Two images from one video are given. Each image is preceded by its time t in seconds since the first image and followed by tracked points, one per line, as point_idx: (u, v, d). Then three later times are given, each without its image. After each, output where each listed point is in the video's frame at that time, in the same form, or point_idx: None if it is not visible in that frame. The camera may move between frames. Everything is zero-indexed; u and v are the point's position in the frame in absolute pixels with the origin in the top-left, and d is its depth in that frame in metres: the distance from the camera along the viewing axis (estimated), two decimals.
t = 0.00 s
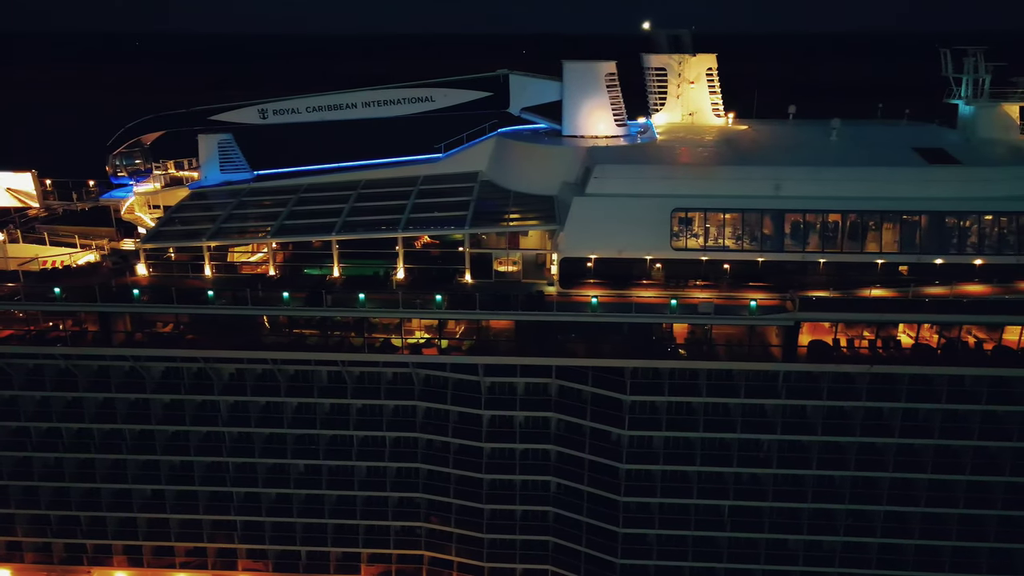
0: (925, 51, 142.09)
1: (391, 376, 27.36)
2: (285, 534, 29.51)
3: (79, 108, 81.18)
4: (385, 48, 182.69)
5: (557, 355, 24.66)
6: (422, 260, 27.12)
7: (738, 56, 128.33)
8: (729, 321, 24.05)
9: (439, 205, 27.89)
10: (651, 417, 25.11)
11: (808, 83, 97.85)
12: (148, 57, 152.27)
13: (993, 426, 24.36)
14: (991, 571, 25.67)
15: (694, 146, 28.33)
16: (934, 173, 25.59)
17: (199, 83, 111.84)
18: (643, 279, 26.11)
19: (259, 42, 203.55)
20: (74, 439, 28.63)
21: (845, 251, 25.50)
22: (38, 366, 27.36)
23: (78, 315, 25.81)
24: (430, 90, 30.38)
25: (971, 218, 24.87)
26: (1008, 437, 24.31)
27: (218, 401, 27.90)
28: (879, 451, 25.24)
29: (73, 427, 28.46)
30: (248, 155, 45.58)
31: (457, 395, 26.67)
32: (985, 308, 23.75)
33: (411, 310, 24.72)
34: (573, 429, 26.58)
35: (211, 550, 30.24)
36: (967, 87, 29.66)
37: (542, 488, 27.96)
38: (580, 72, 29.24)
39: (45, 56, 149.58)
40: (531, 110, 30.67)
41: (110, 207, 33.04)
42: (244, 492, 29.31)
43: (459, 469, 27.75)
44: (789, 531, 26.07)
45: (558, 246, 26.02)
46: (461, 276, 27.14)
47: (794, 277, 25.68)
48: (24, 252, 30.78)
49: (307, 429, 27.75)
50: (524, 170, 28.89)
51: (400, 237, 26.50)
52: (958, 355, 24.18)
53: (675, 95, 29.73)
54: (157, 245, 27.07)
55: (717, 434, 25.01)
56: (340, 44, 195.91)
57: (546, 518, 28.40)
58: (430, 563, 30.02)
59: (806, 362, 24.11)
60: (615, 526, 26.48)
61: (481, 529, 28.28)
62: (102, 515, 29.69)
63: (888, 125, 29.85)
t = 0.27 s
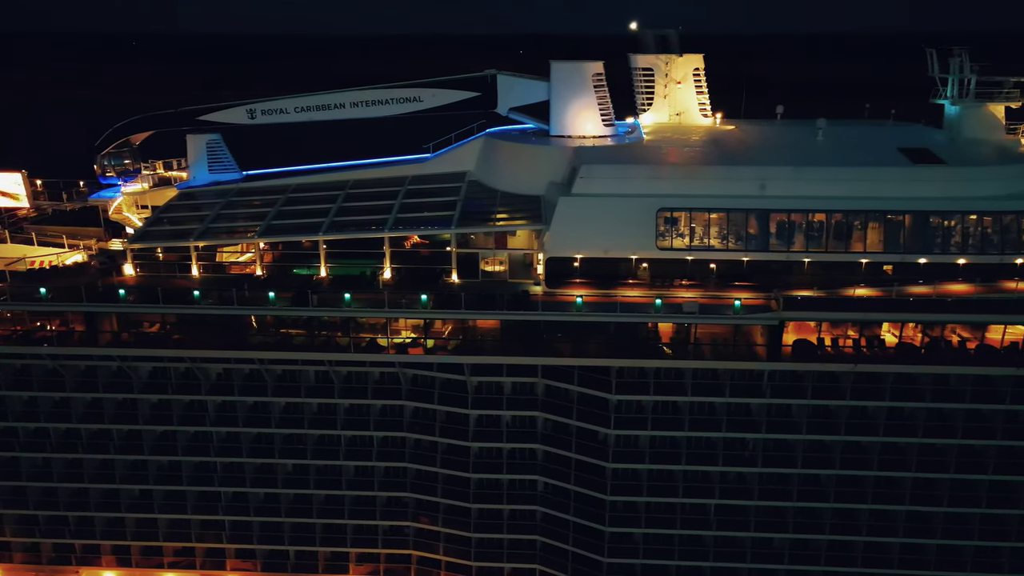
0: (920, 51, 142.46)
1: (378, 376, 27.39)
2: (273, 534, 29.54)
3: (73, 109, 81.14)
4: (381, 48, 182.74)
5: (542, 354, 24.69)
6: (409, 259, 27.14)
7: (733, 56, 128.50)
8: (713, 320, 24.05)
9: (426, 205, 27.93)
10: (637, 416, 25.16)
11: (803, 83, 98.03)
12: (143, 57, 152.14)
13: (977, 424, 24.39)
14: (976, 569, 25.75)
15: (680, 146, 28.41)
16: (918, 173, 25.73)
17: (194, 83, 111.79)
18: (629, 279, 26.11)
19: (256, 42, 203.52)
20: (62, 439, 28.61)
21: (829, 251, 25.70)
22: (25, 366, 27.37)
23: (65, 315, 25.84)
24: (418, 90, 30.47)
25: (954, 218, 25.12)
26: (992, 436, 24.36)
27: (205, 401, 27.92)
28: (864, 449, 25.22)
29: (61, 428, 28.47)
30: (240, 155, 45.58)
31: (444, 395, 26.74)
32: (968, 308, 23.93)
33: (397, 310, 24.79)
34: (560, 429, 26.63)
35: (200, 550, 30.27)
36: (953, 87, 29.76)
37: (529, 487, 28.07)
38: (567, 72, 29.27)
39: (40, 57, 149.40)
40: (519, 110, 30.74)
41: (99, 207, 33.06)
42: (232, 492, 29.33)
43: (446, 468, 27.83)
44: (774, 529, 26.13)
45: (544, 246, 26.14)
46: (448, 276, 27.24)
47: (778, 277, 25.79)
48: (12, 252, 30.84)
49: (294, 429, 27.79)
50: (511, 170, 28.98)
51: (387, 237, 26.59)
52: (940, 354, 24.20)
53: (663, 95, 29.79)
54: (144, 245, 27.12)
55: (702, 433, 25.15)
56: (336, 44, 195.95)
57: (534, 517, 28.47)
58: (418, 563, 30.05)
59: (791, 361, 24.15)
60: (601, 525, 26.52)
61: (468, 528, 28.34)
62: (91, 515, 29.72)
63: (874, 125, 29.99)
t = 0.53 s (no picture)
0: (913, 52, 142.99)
1: (365, 375, 27.44)
2: (261, 534, 29.56)
3: (65, 109, 80.91)
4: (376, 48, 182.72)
5: (528, 354, 24.75)
6: (396, 260, 27.20)
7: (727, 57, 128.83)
8: (698, 320, 24.19)
9: (414, 205, 27.98)
10: (623, 415, 25.27)
11: (796, 84, 98.31)
12: (138, 57, 151.86)
13: (959, 423, 24.60)
14: (959, 566, 26.04)
15: (667, 146, 28.51)
16: (902, 173, 25.88)
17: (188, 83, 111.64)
18: (615, 279, 26.25)
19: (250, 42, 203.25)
20: (49, 440, 28.57)
21: (815, 250, 25.77)
22: (12, 367, 27.36)
23: (51, 316, 25.83)
24: (406, 90, 30.45)
25: (938, 218, 25.33)
26: (975, 434, 24.54)
27: (193, 401, 27.92)
28: (849, 448, 25.32)
29: (48, 428, 28.45)
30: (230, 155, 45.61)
31: (431, 395, 26.81)
32: (953, 307, 24.03)
33: (383, 310, 24.90)
34: (547, 428, 26.69)
35: (188, 550, 30.28)
36: (938, 87, 29.90)
37: (517, 487, 28.19)
38: (554, 72, 29.32)
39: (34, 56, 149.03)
40: (507, 110, 30.81)
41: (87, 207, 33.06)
42: (220, 492, 29.34)
43: (434, 468, 27.89)
44: (760, 528, 26.25)
45: (530, 246, 26.17)
46: (435, 276, 27.21)
47: (763, 277, 25.82)
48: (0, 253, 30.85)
49: (282, 429, 27.82)
50: (499, 170, 29.05)
51: (375, 237, 26.63)
52: (924, 354, 24.32)
53: (649, 95, 29.92)
54: (132, 245, 27.16)
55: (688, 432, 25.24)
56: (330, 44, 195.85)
57: (521, 516, 28.55)
58: (406, 562, 30.06)
59: (776, 360, 24.33)
60: (588, 524, 26.60)
61: (456, 527, 28.41)
62: (79, 515, 29.70)
63: (859, 125, 30.04)
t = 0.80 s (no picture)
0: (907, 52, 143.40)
1: (352, 376, 27.47)
2: (250, 534, 29.56)
3: (57, 109, 80.63)
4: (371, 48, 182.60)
5: (514, 354, 24.73)
6: (383, 259, 27.20)
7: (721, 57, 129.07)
8: (683, 319, 24.25)
9: (401, 205, 28.02)
10: (609, 415, 25.37)
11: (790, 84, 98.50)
12: (132, 57, 151.60)
13: (944, 422, 24.71)
14: (944, 565, 26.18)
15: (654, 146, 28.59)
16: (887, 173, 25.99)
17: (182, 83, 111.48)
18: (601, 279, 26.26)
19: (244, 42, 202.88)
20: (36, 440, 28.54)
21: (800, 250, 25.83)
22: None
23: (37, 316, 25.83)
24: (394, 91, 30.46)
25: (922, 218, 25.45)
26: (959, 433, 24.65)
27: (180, 402, 27.92)
28: (834, 447, 25.49)
29: (36, 429, 28.43)
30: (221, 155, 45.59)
31: (418, 395, 26.86)
32: (936, 306, 24.22)
33: (369, 310, 24.97)
34: (533, 428, 26.73)
35: (176, 551, 30.28)
36: (925, 87, 30.01)
37: (504, 487, 28.27)
38: (541, 72, 29.36)
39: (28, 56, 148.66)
40: (495, 110, 30.84)
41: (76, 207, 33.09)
42: (208, 492, 29.35)
43: (421, 468, 27.93)
44: (747, 527, 26.32)
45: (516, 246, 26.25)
46: (422, 276, 27.30)
47: (748, 277, 25.87)
48: None
49: (269, 429, 27.82)
50: (486, 170, 29.09)
51: (361, 237, 26.67)
52: (909, 353, 24.43)
53: (637, 95, 29.95)
54: (119, 245, 27.20)
55: (674, 431, 25.30)
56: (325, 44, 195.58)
57: (509, 516, 28.60)
58: (395, 562, 30.05)
59: (762, 359, 24.35)
60: (575, 524, 26.66)
61: (443, 527, 28.45)
62: (67, 515, 29.68)
63: (846, 125, 30.13)
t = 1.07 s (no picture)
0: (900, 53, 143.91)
1: (340, 375, 27.51)
2: (238, 534, 29.56)
3: (49, 109, 80.42)
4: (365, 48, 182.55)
5: (500, 353, 24.77)
6: (371, 259, 27.23)
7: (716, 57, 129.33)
8: (669, 319, 24.29)
9: (389, 205, 28.06)
10: (596, 414, 25.45)
11: (783, 84, 98.72)
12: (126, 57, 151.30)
13: (928, 420, 24.83)
14: (929, 563, 26.28)
15: (641, 146, 28.67)
16: (872, 173, 26.08)
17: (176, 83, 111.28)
18: (588, 279, 26.39)
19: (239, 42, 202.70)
20: (24, 440, 28.50)
21: (786, 249, 25.91)
22: None
23: (23, 316, 25.80)
24: (383, 91, 30.49)
25: (907, 217, 25.51)
26: (944, 432, 24.79)
27: (168, 402, 27.92)
28: (819, 446, 25.63)
29: (23, 429, 28.39)
30: (212, 155, 45.62)
31: (405, 394, 26.90)
32: (920, 306, 24.35)
33: (355, 310, 25.14)
34: (521, 428, 26.79)
35: (165, 551, 30.26)
36: (911, 87, 30.15)
37: (492, 486, 28.35)
38: (529, 72, 29.49)
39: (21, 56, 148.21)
40: (483, 110, 30.91)
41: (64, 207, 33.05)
42: (196, 492, 29.35)
43: (409, 467, 27.96)
44: (733, 526, 26.42)
45: (503, 246, 26.32)
46: (409, 276, 27.28)
47: (734, 277, 25.95)
48: None
49: (257, 429, 27.83)
50: (474, 170, 29.17)
51: (349, 237, 26.69)
52: (894, 352, 24.51)
53: (625, 95, 30.05)
54: (107, 245, 27.21)
55: (661, 430, 25.37)
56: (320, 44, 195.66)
57: (497, 515, 28.66)
58: (383, 562, 30.05)
59: (747, 358, 24.43)
60: (562, 523, 26.72)
61: (431, 527, 28.47)
62: (55, 516, 29.64)
63: (833, 124, 30.18)
